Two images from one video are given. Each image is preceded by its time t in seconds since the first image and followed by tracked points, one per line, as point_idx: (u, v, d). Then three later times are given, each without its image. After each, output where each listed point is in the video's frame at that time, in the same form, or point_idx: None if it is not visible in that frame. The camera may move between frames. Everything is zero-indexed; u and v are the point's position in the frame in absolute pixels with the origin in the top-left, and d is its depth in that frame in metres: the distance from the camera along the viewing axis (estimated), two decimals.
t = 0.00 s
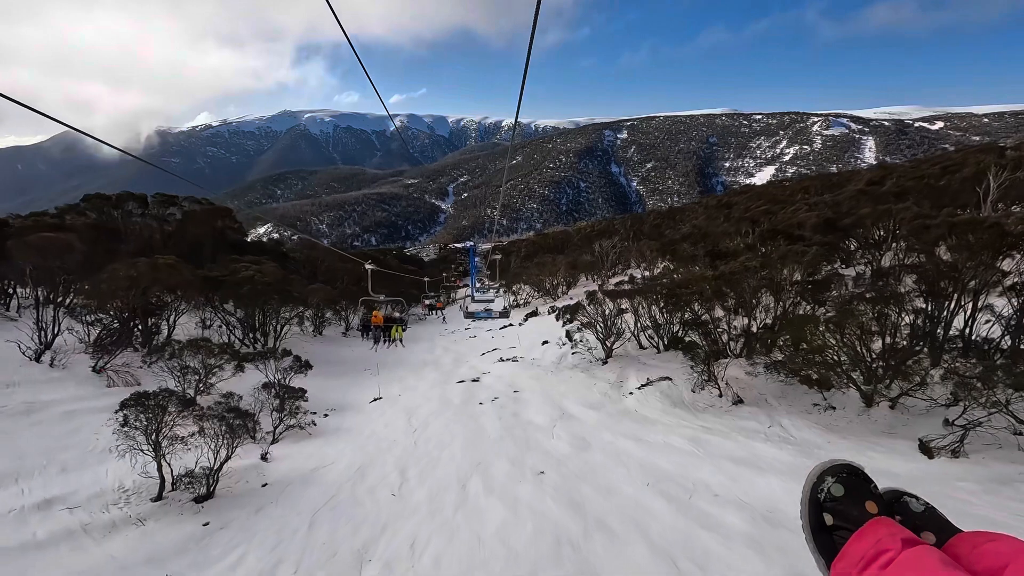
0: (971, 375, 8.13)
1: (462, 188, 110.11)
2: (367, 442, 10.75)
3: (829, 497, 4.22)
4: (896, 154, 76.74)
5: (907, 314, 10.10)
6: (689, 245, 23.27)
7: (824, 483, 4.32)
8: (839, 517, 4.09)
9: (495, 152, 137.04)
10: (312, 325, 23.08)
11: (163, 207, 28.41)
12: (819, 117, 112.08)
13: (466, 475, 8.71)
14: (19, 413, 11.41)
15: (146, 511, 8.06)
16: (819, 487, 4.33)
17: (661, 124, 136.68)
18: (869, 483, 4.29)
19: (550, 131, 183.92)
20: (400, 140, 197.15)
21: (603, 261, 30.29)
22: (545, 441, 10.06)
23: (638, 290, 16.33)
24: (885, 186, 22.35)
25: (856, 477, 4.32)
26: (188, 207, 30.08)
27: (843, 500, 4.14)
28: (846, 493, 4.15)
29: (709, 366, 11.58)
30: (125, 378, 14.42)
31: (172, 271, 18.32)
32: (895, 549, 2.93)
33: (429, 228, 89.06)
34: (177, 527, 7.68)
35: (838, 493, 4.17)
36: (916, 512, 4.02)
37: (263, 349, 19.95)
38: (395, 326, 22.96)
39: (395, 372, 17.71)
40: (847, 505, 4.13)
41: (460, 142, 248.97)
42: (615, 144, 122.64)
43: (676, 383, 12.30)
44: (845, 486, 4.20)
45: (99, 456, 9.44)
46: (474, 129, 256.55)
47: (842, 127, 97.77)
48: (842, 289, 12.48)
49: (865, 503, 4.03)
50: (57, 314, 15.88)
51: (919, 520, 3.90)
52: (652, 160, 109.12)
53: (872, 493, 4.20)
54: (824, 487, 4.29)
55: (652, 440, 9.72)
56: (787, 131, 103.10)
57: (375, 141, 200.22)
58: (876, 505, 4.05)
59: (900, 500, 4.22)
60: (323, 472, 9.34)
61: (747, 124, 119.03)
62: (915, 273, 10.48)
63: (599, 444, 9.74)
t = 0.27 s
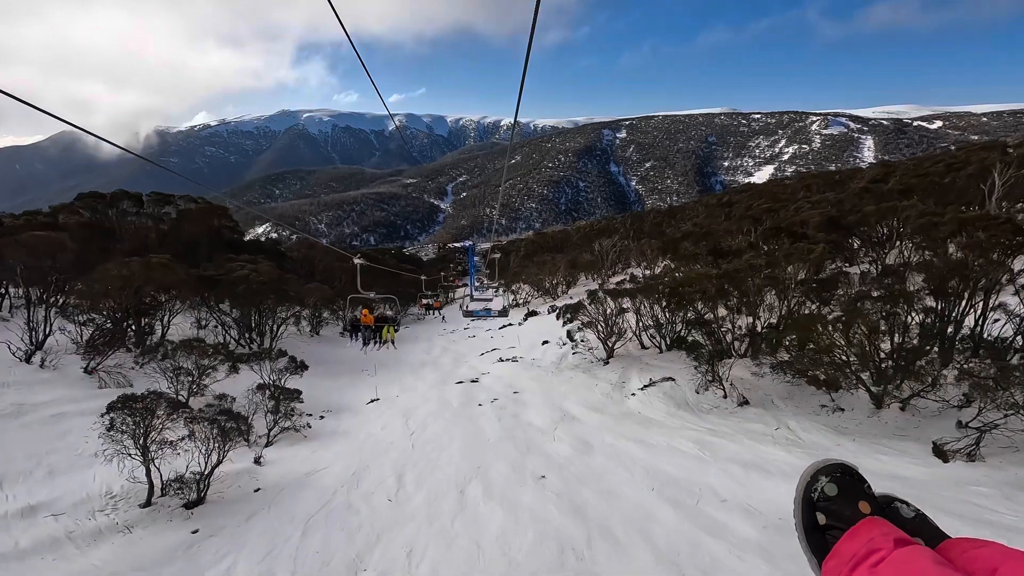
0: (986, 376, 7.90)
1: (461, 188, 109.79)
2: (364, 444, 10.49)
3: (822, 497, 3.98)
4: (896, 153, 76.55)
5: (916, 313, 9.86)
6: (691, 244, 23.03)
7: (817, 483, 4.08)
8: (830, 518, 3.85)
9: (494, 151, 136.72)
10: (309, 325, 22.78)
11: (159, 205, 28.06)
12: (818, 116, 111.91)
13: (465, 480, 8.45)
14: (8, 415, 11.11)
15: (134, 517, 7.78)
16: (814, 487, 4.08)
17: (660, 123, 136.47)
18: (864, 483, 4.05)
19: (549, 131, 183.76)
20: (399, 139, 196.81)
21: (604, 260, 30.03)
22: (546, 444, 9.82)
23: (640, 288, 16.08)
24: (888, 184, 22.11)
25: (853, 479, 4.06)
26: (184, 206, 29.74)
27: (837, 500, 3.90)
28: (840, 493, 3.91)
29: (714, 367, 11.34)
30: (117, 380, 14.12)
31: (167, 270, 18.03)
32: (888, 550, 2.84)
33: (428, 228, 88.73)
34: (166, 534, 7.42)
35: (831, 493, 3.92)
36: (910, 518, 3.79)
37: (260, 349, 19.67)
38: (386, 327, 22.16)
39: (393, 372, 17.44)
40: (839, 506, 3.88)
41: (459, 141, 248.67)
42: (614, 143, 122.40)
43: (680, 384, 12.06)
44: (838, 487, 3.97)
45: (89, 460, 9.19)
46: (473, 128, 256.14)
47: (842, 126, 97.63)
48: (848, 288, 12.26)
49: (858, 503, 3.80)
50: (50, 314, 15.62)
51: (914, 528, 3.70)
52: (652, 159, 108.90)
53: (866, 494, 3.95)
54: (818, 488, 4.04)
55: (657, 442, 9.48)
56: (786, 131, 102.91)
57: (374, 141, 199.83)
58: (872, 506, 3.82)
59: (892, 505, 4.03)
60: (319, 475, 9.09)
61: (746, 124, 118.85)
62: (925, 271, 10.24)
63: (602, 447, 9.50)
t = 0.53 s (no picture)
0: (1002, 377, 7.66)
1: (460, 188, 109.41)
2: (362, 448, 10.22)
3: (815, 501, 3.80)
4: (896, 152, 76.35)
5: (927, 313, 9.62)
6: (693, 243, 22.76)
7: (810, 487, 3.91)
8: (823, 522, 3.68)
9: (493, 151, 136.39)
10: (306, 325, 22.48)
11: (154, 205, 27.72)
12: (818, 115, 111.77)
13: (465, 485, 8.19)
14: None
15: (121, 525, 7.51)
16: (807, 491, 3.93)
17: (660, 123, 136.23)
18: (858, 488, 3.89)
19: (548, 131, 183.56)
20: (398, 139, 196.50)
21: (604, 260, 29.74)
22: (547, 447, 9.56)
23: (642, 288, 15.82)
24: (892, 182, 21.87)
25: (846, 484, 3.92)
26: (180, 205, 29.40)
27: (830, 504, 3.76)
28: (833, 497, 3.77)
29: (720, 368, 11.09)
30: (109, 382, 13.80)
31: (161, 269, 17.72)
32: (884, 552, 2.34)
33: (427, 228, 88.36)
34: (155, 542, 7.14)
35: (824, 497, 3.77)
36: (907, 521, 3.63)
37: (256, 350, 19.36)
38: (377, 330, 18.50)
39: (392, 373, 17.16)
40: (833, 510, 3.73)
41: (458, 141, 248.31)
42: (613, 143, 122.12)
43: (684, 385, 11.80)
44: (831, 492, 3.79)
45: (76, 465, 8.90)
46: (472, 128, 255.73)
47: (842, 126, 97.47)
48: (856, 288, 12.01)
49: (851, 507, 3.68)
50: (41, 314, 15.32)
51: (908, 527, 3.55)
52: (651, 159, 108.65)
53: (859, 500, 3.80)
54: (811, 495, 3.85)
55: (661, 446, 9.22)
56: (786, 130, 102.71)
57: (373, 141, 199.49)
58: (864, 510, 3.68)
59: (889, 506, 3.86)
60: (313, 480, 8.80)
61: (746, 124, 118.65)
62: (936, 270, 10.00)
63: (605, 450, 9.24)
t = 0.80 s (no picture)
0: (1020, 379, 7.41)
1: (460, 188, 109.27)
2: (358, 451, 9.94)
3: (810, 502, 3.88)
4: (896, 151, 76.27)
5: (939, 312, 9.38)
6: (695, 242, 22.55)
7: (806, 488, 3.96)
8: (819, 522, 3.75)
9: (492, 151, 136.22)
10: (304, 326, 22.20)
11: (150, 204, 27.42)
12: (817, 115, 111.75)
13: (464, 492, 7.92)
14: None
15: (107, 534, 7.23)
16: (803, 493, 3.98)
17: (659, 122, 136.15)
18: (852, 489, 3.98)
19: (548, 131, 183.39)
20: (398, 140, 196.31)
21: (605, 259, 29.53)
22: (549, 451, 9.28)
23: (644, 288, 15.57)
24: (896, 181, 21.70)
25: (840, 485, 3.98)
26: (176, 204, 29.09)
27: (825, 505, 3.81)
28: (828, 498, 3.81)
29: (725, 369, 10.85)
30: (101, 384, 13.51)
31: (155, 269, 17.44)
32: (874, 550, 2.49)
33: (426, 228, 88.18)
34: (142, 552, 6.86)
35: (819, 498, 3.83)
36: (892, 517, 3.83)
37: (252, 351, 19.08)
38: (367, 332, 18.22)
39: (390, 375, 16.90)
40: (829, 512, 3.79)
41: (458, 142, 248.08)
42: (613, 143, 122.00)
43: (688, 387, 11.55)
44: (827, 493, 3.80)
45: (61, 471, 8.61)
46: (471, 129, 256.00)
47: (841, 126, 97.48)
48: (864, 287, 11.75)
49: (844, 508, 3.75)
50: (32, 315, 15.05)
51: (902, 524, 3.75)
52: (651, 159, 108.47)
53: (852, 500, 3.88)
54: (805, 494, 3.90)
55: (667, 450, 8.96)
56: (785, 130, 102.64)
57: (372, 141, 199.21)
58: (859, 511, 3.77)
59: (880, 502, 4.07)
60: (307, 486, 8.51)
61: (745, 124, 118.65)
62: (948, 269, 9.74)
63: (609, 455, 8.97)
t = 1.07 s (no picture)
0: None
1: (459, 189, 109.05)
2: (354, 455, 9.65)
3: (803, 506, 3.46)
4: (897, 151, 76.08)
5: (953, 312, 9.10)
6: (697, 241, 22.29)
7: (798, 490, 3.55)
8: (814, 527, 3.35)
9: (492, 151, 136.03)
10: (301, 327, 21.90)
11: (146, 204, 27.09)
12: (817, 115, 111.64)
13: (463, 499, 7.63)
14: None
15: (91, 543, 6.93)
16: (794, 495, 3.58)
17: (659, 123, 136.03)
18: (844, 488, 3.56)
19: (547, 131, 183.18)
20: (397, 140, 196.14)
21: (606, 259, 29.27)
22: (552, 455, 8.99)
23: (647, 287, 15.30)
24: (900, 179, 21.47)
25: (834, 486, 3.54)
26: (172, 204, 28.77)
27: (818, 508, 3.41)
28: (821, 500, 3.41)
29: (731, 371, 10.59)
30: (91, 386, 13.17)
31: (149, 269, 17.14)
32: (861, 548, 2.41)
33: (426, 229, 87.91)
34: (127, 562, 6.57)
35: (811, 501, 3.43)
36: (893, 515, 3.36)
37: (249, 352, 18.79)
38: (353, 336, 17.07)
39: (388, 376, 16.62)
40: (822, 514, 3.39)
41: (457, 142, 247.95)
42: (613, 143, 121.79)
43: (693, 388, 11.28)
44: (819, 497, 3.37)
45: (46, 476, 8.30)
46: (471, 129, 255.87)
47: (841, 126, 97.36)
48: (873, 287, 11.48)
49: (837, 511, 3.34)
50: (23, 315, 14.74)
51: (898, 521, 3.25)
52: (651, 158, 108.26)
53: (848, 502, 3.45)
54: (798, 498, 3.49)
55: (672, 455, 8.67)
56: (785, 130, 102.49)
57: (372, 141, 198.92)
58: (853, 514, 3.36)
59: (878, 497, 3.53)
60: (302, 492, 8.21)
61: (745, 124, 118.51)
62: (961, 267, 9.46)
63: (612, 459, 8.68)
